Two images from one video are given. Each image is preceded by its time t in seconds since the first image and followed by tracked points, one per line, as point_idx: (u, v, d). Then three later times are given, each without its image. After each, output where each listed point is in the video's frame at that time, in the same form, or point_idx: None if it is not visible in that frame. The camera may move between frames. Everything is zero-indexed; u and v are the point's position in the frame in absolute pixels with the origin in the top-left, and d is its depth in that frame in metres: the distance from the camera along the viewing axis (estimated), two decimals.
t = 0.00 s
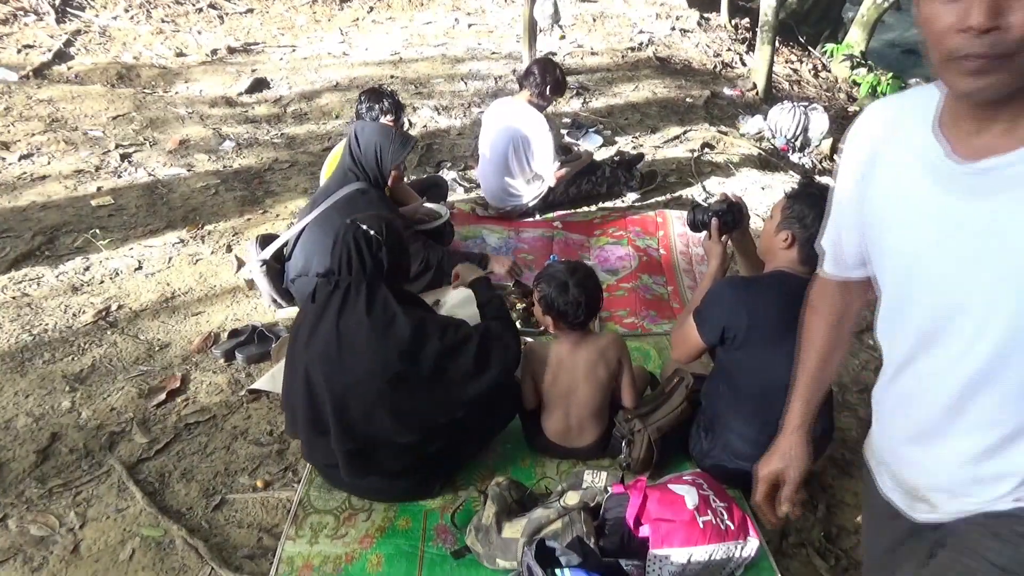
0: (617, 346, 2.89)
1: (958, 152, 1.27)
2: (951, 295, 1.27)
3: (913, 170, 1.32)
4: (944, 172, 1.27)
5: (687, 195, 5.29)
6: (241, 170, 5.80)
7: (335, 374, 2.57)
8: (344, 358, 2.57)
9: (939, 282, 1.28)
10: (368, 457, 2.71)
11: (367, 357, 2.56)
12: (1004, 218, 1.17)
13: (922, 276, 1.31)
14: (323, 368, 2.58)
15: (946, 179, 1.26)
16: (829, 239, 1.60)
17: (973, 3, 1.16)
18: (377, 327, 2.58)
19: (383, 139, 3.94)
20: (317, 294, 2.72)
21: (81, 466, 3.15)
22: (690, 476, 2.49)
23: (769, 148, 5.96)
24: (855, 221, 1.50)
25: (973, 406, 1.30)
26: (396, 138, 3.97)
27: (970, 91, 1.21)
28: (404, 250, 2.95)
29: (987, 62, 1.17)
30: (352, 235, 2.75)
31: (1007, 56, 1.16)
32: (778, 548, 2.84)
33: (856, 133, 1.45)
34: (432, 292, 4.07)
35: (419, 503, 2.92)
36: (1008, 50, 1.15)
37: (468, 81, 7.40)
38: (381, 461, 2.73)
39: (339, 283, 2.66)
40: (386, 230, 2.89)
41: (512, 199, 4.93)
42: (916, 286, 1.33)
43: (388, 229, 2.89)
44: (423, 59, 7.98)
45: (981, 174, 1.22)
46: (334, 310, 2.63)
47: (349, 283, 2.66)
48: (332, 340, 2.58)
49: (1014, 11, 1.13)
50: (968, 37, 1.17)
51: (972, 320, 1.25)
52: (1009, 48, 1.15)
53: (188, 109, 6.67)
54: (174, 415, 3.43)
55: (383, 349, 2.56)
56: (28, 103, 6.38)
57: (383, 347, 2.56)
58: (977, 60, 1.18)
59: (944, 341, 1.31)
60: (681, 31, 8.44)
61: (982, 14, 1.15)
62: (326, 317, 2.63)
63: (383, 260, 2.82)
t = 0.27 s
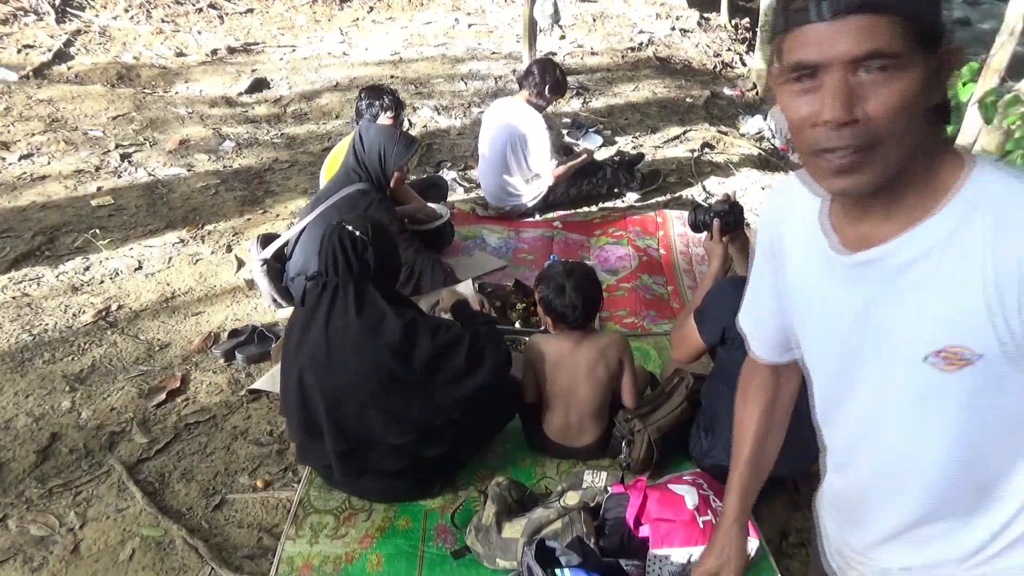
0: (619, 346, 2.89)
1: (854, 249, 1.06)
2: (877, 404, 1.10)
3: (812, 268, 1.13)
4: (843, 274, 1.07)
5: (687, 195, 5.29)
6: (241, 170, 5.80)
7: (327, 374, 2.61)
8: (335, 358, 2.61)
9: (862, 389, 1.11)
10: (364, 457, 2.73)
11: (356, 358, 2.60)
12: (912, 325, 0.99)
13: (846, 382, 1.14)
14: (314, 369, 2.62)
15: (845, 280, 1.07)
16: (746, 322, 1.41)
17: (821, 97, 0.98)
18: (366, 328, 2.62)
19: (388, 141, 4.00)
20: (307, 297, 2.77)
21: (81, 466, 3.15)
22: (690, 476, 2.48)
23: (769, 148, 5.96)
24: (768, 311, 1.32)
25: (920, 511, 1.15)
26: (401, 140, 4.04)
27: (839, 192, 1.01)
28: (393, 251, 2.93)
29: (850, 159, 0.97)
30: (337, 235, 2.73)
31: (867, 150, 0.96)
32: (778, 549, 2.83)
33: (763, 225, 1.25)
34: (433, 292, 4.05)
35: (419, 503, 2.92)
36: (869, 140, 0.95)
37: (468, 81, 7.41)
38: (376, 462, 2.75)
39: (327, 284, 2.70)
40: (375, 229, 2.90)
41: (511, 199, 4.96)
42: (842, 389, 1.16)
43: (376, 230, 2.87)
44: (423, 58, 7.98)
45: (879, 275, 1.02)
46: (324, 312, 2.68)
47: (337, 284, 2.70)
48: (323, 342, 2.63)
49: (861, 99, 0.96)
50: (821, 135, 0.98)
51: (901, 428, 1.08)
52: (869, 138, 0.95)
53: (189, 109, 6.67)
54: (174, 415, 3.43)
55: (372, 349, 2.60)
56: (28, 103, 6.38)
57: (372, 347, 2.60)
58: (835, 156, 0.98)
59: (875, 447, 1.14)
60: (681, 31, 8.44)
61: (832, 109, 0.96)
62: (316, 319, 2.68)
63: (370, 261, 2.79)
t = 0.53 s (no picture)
0: (615, 342, 2.88)
1: (689, 261, 1.04)
2: (731, 436, 1.03)
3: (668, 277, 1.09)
4: (687, 288, 1.02)
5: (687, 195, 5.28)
6: (241, 170, 5.80)
7: (324, 374, 2.62)
8: (332, 359, 2.62)
9: (721, 417, 1.04)
10: (364, 458, 2.73)
11: (353, 357, 2.61)
12: (748, 354, 0.92)
13: (711, 409, 1.08)
14: (311, 370, 2.63)
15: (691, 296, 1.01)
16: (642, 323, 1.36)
17: (629, 77, 0.82)
18: (362, 327, 2.64)
19: (391, 147, 4.01)
20: (301, 299, 2.78)
21: (81, 466, 3.15)
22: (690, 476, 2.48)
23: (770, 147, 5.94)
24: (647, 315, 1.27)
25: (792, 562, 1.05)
26: (405, 144, 4.04)
27: (665, 201, 0.89)
28: (385, 250, 2.92)
29: (672, 158, 0.83)
30: (328, 238, 2.69)
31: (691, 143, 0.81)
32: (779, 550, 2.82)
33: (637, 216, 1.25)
34: (431, 293, 4.11)
35: (419, 503, 2.92)
36: (691, 132, 0.80)
37: (469, 81, 7.40)
38: (375, 463, 2.74)
39: (320, 285, 2.73)
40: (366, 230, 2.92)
41: (511, 199, 4.99)
42: (711, 414, 1.10)
43: (367, 230, 2.86)
44: (423, 58, 7.97)
45: (715, 292, 0.95)
46: (319, 313, 2.69)
47: (331, 285, 2.72)
48: (319, 342, 2.64)
49: (683, 73, 0.79)
50: (637, 123, 0.83)
51: (756, 469, 1.00)
52: (692, 125, 0.80)
53: (189, 109, 6.67)
54: (174, 415, 3.43)
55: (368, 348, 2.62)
56: (28, 103, 6.38)
57: (367, 346, 2.62)
58: (655, 155, 0.84)
59: (738, 483, 1.07)
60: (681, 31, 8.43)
61: (645, 92, 0.80)
62: (311, 321, 2.69)
63: (362, 261, 2.77)
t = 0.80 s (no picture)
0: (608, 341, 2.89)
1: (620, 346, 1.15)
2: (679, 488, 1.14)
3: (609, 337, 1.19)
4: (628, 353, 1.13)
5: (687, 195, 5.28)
6: (241, 170, 5.80)
7: (323, 373, 2.61)
8: (330, 357, 2.61)
9: (668, 467, 1.16)
10: (362, 457, 2.74)
11: (352, 355, 2.61)
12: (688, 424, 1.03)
13: (658, 455, 1.19)
14: (310, 369, 2.62)
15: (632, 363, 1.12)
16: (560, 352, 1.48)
17: (555, 142, 0.92)
18: (361, 325, 2.63)
19: (401, 148, 4.03)
20: (300, 298, 2.79)
21: (81, 466, 3.15)
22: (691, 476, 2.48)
23: (769, 147, 5.94)
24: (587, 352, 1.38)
25: None
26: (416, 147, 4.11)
27: (606, 273, 1.00)
28: (385, 251, 2.98)
29: (608, 227, 0.93)
30: (328, 237, 2.79)
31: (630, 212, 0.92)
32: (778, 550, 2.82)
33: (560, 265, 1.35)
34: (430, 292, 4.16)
35: (419, 503, 2.92)
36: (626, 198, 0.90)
37: (469, 81, 7.41)
38: (374, 462, 2.74)
39: (320, 283, 2.74)
40: (364, 230, 2.93)
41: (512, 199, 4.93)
42: (660, 461, 1.21)
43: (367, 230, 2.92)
44: (423, 59, 7.98)
45: (651, 366, 1.06)
46: (317, 313, 2.69)
47: (331, 283, 2.73)
48: (318, 341, 2.63)
49: (615, 136, 0.88)
50: (573, 192, 0.92)
51: (702, 517, 1.11)
52: (626, 194, 0.89)
53: (189, 109, 6.67)
54: (174, 415, 3.43)
55: (368, 346, 2.61)
56: (28, 103, 6.38)
57: (367, 345, 2.61)
58: (594, 221, 0.94)
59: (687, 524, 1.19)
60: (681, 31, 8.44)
61: (574, 159, 0.89)
62: (310, 319, 2.69)
63: (362, 260, 2.83)
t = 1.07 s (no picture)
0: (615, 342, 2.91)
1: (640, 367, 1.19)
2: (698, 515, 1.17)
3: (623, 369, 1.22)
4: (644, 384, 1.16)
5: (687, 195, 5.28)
6: (241, 170, 5.80)
7: (323, 372, 2.61)
8: (331, 356, 2.61)
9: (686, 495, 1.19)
10: (361, 456, 2.74)
11: (353, 354, 2.60)
12: (708, 452, 1.06)
13: (676, 483, 1.22)
14: (311, 368, 2.62)
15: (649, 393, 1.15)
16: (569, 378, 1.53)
17: (576, 184, 0.96)
18: (362, 324, 2.63)
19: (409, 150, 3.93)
20: (301, 297, 2.80)
21: (81, 466, 3.15)
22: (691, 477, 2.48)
23: (769, 147, 5.93)
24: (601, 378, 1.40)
25: None
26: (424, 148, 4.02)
27: (619, 310, 1.02)
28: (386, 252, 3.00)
29: (629, 271, 0.96)
30: (329, 237, 2.80)
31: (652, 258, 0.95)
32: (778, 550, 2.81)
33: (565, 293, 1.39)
34: (432, 292, 4.10)
35: (419, 504, 2.92)
36: (645, 247, 0.93)
37: (469, 81, 7.41)
38: (373, 462, 2.74)
39: (321, 282, 2.75)
40: (364, 230, 2.94)
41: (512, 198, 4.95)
42: (676, 489, 1.24)
43: (369, 230, 2.94)
44: (423, 58, 7.98)
45: (673, 395, 1.09)
46: (318, 312, 2.70)
47: (333, 283, 2.74)
48: (319, 340, 2.63)
49: (636, 179, 0.92)
50: (593, 237, 0.94)
51: (723, 543, 1.14)
52: (648, 239, 0.93)
53: (189, 109, 6.67)
54: (174, 415, 3.43)
55: (369, 345, 2.61)
56: (27, 103, 6.37)
57: (368, 344, 2.61)
58: (613, 265, 0.96)
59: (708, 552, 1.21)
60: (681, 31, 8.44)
61: (596, 204, 0.92)
62: (311, 318, 2.70)
63: (363, 260, 2.85)
